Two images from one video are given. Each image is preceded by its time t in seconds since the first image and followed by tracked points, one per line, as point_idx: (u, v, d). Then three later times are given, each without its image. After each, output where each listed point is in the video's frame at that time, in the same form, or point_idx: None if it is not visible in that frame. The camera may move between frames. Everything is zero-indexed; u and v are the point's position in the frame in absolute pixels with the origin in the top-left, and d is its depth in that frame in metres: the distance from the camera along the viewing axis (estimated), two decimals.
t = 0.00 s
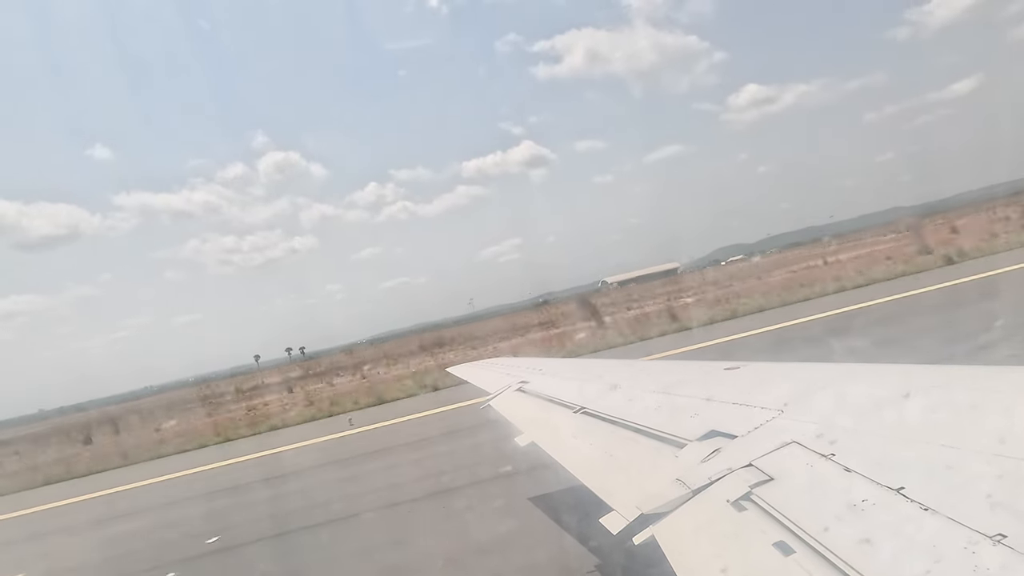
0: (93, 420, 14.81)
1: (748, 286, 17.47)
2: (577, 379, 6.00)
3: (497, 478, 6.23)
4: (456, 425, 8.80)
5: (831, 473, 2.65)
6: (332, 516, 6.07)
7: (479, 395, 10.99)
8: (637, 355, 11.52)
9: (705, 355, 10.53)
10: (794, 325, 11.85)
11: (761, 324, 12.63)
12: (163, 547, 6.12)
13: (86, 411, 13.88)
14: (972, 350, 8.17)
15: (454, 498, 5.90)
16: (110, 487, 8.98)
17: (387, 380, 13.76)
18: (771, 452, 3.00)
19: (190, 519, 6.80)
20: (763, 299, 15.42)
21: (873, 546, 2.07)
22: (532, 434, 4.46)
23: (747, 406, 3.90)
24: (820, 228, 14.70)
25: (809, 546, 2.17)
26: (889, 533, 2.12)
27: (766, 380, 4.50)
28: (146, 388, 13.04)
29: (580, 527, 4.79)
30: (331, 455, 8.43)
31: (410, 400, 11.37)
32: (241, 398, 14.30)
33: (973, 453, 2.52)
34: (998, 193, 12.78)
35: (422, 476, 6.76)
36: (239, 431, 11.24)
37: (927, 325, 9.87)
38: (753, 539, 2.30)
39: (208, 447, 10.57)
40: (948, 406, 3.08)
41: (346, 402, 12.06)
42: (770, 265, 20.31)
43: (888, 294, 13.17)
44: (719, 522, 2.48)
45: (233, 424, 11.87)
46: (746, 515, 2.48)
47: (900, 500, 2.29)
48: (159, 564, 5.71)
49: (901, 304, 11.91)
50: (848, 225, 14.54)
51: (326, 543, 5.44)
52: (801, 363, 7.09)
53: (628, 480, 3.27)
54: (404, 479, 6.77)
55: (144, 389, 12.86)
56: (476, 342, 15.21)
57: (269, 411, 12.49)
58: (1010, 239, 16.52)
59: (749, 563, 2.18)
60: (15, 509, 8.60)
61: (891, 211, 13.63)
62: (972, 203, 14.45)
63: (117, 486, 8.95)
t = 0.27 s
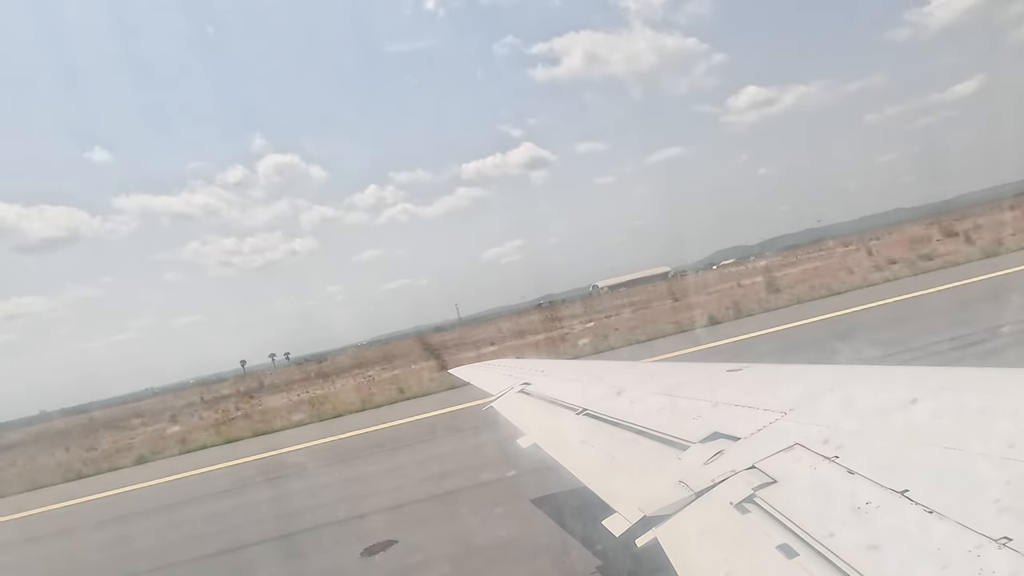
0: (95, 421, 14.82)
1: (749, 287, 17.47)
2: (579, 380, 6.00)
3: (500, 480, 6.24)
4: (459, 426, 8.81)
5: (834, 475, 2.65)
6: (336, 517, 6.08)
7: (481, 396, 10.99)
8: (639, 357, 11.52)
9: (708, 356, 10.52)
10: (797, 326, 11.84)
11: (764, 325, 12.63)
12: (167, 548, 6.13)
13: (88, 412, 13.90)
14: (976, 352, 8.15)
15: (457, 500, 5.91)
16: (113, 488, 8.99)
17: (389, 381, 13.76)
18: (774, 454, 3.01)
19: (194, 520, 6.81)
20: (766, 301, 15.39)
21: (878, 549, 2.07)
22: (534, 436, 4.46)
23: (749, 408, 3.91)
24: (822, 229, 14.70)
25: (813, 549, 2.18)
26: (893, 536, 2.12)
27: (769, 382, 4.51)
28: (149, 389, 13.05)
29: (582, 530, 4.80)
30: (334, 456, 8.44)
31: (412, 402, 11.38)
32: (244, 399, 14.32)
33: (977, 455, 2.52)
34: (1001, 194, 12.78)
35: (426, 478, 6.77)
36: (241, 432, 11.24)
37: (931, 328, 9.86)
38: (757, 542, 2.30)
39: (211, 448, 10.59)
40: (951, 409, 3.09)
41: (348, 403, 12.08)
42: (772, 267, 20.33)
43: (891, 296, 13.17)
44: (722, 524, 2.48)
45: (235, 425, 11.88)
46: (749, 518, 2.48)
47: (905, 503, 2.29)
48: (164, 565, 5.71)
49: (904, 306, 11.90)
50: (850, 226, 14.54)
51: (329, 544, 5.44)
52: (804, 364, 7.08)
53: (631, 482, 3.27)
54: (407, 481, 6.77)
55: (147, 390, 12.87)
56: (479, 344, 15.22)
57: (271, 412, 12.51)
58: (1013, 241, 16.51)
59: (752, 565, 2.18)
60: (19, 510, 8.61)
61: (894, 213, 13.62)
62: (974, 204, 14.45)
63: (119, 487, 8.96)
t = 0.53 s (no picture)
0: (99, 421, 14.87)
1: (752, 288, 17.44)
2: (582, 382, 5.99)
3: (503, 482, 6.24)
4: (462, 428, 8.81)
5: (839, 478, 2.64)
6: (339, 518, 6.08)
7: (484, 398, 10.99)
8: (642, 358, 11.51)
9: (711, 358, 10.50)
10: (801, 328, 11.81)
11: (767, 327, 12.61)
12: (171, 549, 6.14)
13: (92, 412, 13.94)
14: (982, 355, 8.12)
15: (460, 502, 5.91)
16: (117, 488, 9.01)
17: (393, 382, 13.75)
18: (777, 456, 3.00)
19: (197, 521, 6.82)
20: (769, 303, 15.37)
21: (882, 552, 2.05)
22: (537, 439, 4.46)
23: (753, 410, 3.90)
24: (825, 231, 14.68)
25: (816, 552, 2.16)
26: (898, 539, 2.11)
27: (772, 383, 4.51)
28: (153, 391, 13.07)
29: (586, 532, 4.80)
30: (338, 457, 8.45)
31: (415, 403, 11.38)
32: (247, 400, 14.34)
33: (982, 457, 2.52)
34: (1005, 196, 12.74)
35: (428, 479, 6.76)
36: (245, 433, 11.26)
37: (935, 330, 9.82)
38: (760, 544, 2.29)
39: (214, 449, 10.60)
40: (956, 411, 3.08)
41: (351, 405, 12.08)
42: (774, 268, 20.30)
43: (895, 298, 13.13)
44: (726, 527, 2.47)
45: (239, 426, 11.90)
46: (753, 520, 2.47)
47: (910, 505, 2.28)
48: (168, 566, 5.72)
49: (907, 308, 11.87)
50: (853, 228, 14.52)
51: (333, 546, 5.44)
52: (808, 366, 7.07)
53: (633, 484, 3.27)
54: (410, 482, 6.77)
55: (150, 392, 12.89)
56: (482, 345, 15.21)
57: (274, 414, 12.52)
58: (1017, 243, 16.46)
59: (755, 567, 2.17)
60: (23, 510, 8.64)
61: (897, 215, 13.59)
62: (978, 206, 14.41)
63: (123, 488, 8.99)
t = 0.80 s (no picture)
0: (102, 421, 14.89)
1: (755, 288, 17.41)
2: (586, 383, 6.00)
3: (507, 484, 6.25)
4: (465, 429, 8.82)
5: (844, 480, 2.64)
6: (344, 520, 6.10)
7: (487, 399, 10.99)
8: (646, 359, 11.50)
9: (714, 359, 10.50)
10: (804, 329, 11.80)
11: (770, 328, 12.59)
12: (177, 550, 6.16)
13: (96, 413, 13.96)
14: (986, 357, 8.11)
15: (465, 504, 5.91)
16: (121, 489, 9.04)
17: (396, 383, 13.75)
18: (782, 458, 2.99)
19: (202, 522, 6.83)
20: (773, 303, 15.33)
21: (889, 554, 2.06)
22: (541, 439, 4.46)
23: (758, 411, 3.90)
24: (829, 231, 14.65)
25: (823, 555, 2.16)
26: (905, 542, 2.11)
27: (776, 384, 4.51)
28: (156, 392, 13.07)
29: (590, 535, 4.81)
30: (341, 458, 8.46)
31: (418, 404, 11.38)
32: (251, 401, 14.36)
33: (988, 460, 2.53)
34: (1008, 197, 12.73)
35: (432, 481, 6.77)
36: (248, 433, 11.27)
37: (939, 331, 9.81)
38: (766, 546, 2.29)
39: (218, 450, 10.62)
40: (961, 413, 3.09)
41: (354, 405, 12.09)
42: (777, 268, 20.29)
43: (899, 299, 13.11)
44: (731, 529, 2.47)
45: (242, 427, 11.92)
46: (758, 522, 2.46)
47: (916, 508, 2.29)
48: (174, 568, 5.73)
49: (911, 309, 11.86)
50: (856, 229, 14.50)
51: (338, 547, 5.45)
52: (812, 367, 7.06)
53: (638, 485, 3.26)
54: (414, 484, 6.78)
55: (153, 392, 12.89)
56: (484, 346, 15.20)
57: (278, 415, 12.54)
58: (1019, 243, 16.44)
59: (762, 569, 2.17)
60: (28, 511, 8.66)
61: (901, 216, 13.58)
62: (981, 207, 14.40)
63: (127, 488, 9.01)
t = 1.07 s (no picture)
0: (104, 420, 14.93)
1: (757, 288, 17.37)
2: (588, 381, 5.99)
3: (508, 482, 6.24)
4: (467, 428, 8.81)
5: (845, 476, 2.63)
6: (344, 519, 6.09)
7: (488, 398, 10.98)
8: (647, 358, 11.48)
9: (716, 358, 10.46)
10: (806, 328, 11.77)
11: (772, 327, 12.57)
12: (176, 549, 6.16)
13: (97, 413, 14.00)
14: (988, 354, 8.07)
15: (465, 502, 5.91)
16: (123, 488, 9.07)
17: (397, 382, 13.74)
18: (784, 455, 2.99)
19: (202, 521, 6.83)
20: (774, 303, 15.29)
21: (889, 551, 2.05)
22: (543, 437, 4.46)
23: (760, 408, 3.89)
24: (830, 230, 14.61)
25: (823, 552, 2.15)
26: (904, 537, 2.10)
27: (778, 382, 4.49)
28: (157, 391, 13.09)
29: (592, 532, 4.79)
30: (343, 457, 8.46)
31: (419, 403, 11.37)
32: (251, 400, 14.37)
33: (990, 455, 2.51)
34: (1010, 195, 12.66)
35: (433, 479, 6.76)
36: (249, 433, 11.30)
37: (942, 329, 9.75)
38: (766, 543, 2.29)
39: (219, 449, 10.63)
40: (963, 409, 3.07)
41: (355, 404, 12.10)
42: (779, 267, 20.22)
43: (901, 297, 13.07)
44: (731, 526, 2.46)
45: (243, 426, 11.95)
46: (759, 519, 2.46)
47: (917, 504, 2.27)
48: (173, 566, 5.73)
49: (913, 307, 11.80)
50: (858, 227, 14.45)
51: (339, 546, 5.44)
52: (814, 365, 7.04)
53: (639, 483, 3.26)
54: (415, 483, 6.77)
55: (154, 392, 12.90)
56: (486, 345, 15.20)
57: (279, 414, 12.54)
58: None
59: (760, 566, 2.17)
60: (29, 510, 8.71)
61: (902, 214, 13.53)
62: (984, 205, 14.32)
63: (129, 487, 9.04)
